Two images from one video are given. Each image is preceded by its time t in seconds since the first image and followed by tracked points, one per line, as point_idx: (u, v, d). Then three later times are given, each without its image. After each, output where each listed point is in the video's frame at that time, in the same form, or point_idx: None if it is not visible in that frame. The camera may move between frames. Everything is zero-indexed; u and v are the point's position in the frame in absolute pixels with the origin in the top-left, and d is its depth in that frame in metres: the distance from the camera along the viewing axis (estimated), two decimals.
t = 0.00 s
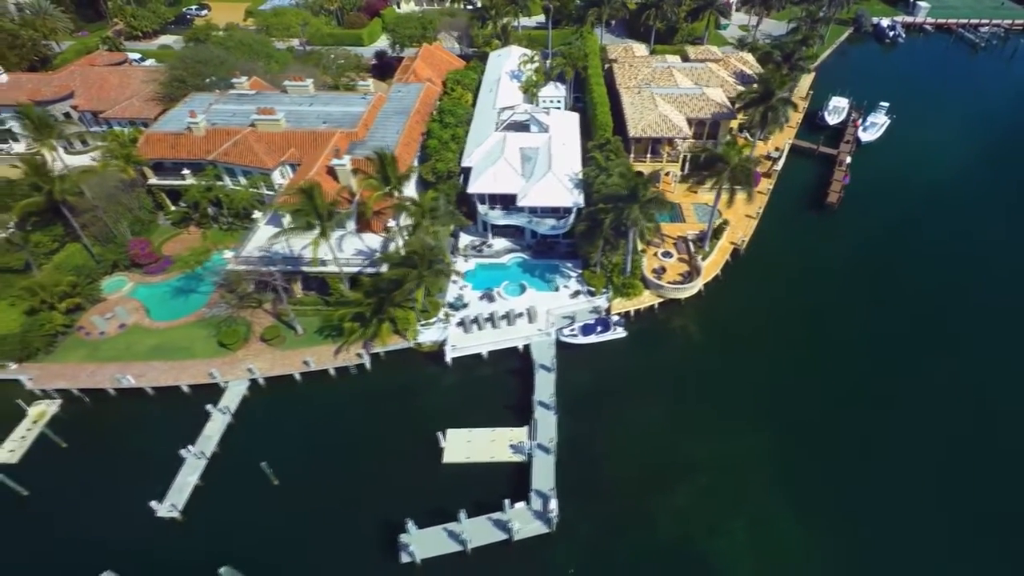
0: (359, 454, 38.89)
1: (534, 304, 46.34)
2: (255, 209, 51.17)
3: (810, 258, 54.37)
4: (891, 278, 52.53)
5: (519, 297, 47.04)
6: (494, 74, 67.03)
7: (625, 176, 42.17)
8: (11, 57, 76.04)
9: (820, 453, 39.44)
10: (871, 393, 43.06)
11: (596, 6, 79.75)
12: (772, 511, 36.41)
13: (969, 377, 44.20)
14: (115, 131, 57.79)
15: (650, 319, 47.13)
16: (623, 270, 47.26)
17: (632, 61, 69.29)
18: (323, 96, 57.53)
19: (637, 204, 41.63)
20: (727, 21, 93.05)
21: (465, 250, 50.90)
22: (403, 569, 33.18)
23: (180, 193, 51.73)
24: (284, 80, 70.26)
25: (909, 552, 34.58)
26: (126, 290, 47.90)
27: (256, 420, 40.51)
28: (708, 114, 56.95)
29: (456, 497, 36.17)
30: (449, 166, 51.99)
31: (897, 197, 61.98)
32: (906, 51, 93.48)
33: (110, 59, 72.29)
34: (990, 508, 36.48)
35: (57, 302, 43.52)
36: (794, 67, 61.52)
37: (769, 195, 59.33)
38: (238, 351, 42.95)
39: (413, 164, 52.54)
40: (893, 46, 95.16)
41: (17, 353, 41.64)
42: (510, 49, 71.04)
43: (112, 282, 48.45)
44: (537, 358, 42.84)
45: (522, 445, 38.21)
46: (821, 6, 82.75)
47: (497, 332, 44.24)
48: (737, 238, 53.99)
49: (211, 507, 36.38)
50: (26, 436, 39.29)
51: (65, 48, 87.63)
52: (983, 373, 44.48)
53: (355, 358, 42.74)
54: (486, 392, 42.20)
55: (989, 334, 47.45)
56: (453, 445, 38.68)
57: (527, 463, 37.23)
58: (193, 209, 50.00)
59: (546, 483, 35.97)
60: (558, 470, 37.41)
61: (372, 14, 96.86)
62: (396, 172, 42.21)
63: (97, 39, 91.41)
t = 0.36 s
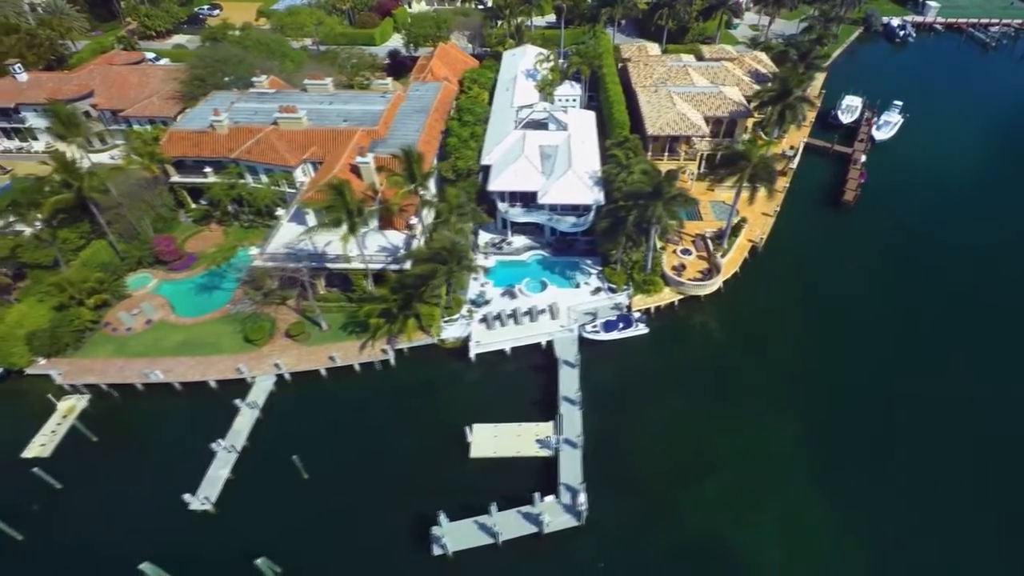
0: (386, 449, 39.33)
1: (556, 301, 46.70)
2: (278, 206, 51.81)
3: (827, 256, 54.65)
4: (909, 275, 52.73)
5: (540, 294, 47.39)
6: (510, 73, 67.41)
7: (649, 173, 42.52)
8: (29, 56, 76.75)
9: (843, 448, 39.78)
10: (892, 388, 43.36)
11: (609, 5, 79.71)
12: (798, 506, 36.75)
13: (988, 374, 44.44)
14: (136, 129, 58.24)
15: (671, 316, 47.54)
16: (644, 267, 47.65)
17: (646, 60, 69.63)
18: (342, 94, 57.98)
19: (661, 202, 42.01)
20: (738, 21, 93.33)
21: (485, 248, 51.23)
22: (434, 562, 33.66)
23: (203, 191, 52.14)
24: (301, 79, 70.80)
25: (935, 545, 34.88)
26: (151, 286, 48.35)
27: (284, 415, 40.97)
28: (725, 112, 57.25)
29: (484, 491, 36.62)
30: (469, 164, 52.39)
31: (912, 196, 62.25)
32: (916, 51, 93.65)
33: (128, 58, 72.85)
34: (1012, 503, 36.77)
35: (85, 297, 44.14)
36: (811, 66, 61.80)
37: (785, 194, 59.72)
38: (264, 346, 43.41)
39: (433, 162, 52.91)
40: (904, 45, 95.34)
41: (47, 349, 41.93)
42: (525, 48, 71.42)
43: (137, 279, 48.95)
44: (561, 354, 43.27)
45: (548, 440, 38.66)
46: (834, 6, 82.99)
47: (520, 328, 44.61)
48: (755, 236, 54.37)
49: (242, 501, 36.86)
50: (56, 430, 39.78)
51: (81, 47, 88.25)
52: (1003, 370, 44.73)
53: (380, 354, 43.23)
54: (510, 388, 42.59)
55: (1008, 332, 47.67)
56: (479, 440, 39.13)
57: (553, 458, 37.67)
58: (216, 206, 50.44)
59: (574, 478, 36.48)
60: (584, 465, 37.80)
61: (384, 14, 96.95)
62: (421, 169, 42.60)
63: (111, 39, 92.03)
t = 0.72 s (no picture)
0: (411, 444, 39.66)
1: (574, 298, 46.99)
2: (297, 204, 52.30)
3: (841, 252, 54.99)
4: (926, 271, 53.02)
5: (559, 291, 47.66)
6: (522, 72, 67.73)
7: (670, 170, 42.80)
8: (41, 56, 76.93)
9: (863, 441, 40.14)
10: (910, 382, 43.74)
11: (618, 5, 80.03)
12: (821, 497, 37.12)
13: (1005, 368, 44.81)
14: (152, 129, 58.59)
15: (689, 311, 47.93)
16: (662, 264, 48.03)
17: (658, 59, 70.01)
18: (358, 93, 58.27)
19: (680, 200, 42.39)
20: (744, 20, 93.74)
21: (503, 245, 51.58)
22: (463, 555, 34.05)
23: (224, 191, 52.42)
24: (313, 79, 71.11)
25: (958, 536, 35.23)
26: (172, 285, 48.64)
27: (309, 411, 41.29)
28: (739, 110, 57.58)
29: (509, 486, 36.99)
30: (485, 162, 52.73)
31: (923, 193, 62.63)
32: (922, 49, 94.15)
33: (140, 58, 73.08)
34: None
35: (108, 295, 44.47)
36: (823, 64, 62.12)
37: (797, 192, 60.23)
38: (286, 343, 43.75)
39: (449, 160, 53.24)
40: (909, 44, 95.85)
41: (71, 346, 42.17)
42: (536, 47, 71.83)
43: (157, 277, 49.22)
44: (581, 350, 43.62)
45: (571, 434, 39.00)
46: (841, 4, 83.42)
47: (539, 325, 44.92)
48: (770, 232, 54.75)
49: (270, 496, 37.21)
50: (82, 427, 40.14)
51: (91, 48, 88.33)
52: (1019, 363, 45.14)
53: (402, 351, 43.53)
54: (531, 384, 42.89)
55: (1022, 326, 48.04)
56: (503, 435, 39.46)
57: (577, 453, 38.04)
58: (236, 204, 50.73)
59: (599, 472, 36.85)
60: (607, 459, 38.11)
61: (392, 14, 97.13)
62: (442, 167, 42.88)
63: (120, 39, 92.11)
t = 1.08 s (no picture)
0: (433, 441, 39.91)
1: (589, 295, 47.27)
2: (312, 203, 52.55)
3: (851, 247, 55.59)
4: (934, 265, 53.70)
5: (574, 287, 47.93)
6: (530, 70, 68.04)
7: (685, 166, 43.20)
8: (45, 58, 76.46)
9: (881, 432, 40.69)
10: (924, 374, 44.33)
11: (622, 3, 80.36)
12: (841, 488, 37.60)
13: (1015, 359, 45.48)
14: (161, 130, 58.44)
15: (702, 307, 48.41)
16: (676, 260, 48.47)
17: (664, 57, 70.50)
18: (368, 93, 58.42)
19: (696, 195, 42.87)
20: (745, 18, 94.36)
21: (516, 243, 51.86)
22: (491, 549, 34.37)
23: (237, 191, 52.47)
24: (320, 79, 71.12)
25: (976, 525, 35.81)
26: (186, 285, 48.62)
27: (330, 409, 41.46)
28: (747, 107, 58.10)
29: (532, 481, 37.32)
30: (498, 161, 53.03)
31: (929, 188, 63.35)
32: (921, 46, 95.13)
33: (145, 59, 72.92)
34: None
35: (125, 296, 44.50)
36: (829, 60, 62.65)
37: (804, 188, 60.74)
38: (304, 342, 43.93)
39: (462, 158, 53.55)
40: (908, 41, 96.79)
41: (90, 347, 42.16)
42: (541, 46, 72.16)
43: (171, 277, 49.23)
44: (599, 346, 43.96)
45: (593, 429, 39.33)
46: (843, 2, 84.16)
47: (556, 321, 45.15)
48: (780, 228, 55.28)
49: (296, 493, 37.38)
50: (104, 427, 40.13)
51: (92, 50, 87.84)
52: None
53: (420, 348, 43.72)
54: (550, 380, 43.17)
55: None
56: (525, 431, 39.73)
57: (598, 447, 38.39)
58: (250, 204, 50.88)
59: (622, 466, 37.20)
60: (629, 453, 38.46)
61: (394, 14, 97.05)
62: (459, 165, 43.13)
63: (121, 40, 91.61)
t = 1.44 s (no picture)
0: (452, 438, 40.12)
1: (602, 291, 47.64)
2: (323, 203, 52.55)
3: (856, 241, 56.32)
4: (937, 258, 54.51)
5: (587, 284, 48.28)
6: (534, 69, 68.42)
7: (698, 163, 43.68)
8: (45, 60, 75.91)
9: (894, 421, 41.37)
10: (933, 365, 45.12)
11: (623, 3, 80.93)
12: (858, 477, 38.17)
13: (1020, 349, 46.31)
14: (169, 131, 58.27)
15: (713, 302, 48.91)
16: (687, 255, 48.92)
17: (667, 55, 71.09)
18: (376, 93, 58.54)
19: (708, 191, 43.32)
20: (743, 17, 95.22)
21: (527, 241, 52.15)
22: (515, 544, 34.65)
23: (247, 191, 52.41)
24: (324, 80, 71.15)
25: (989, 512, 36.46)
26: (198, 287, 48.53)
27: (348, 408, 41.57)
28: (752, 104, 58.72)
29: (553, 476, 37.63)
30: (507, 159, 53.32)
31: (929, 183, 64.26)
32: (916, 44, 96.36)
33: (148, 61, 72.66)
34: None
35: (139, 298, 44.40)
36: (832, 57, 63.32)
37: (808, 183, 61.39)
38: (320, 341, 44.02)
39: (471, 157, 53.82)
40: (903, 39, 97.98)
41: (105, 349, 42.06)
42: (545, 45, 72.54)
43: (183, 279, 49.12)
44: (614, 341, 44.35)
45: (612, 424, 39.66)
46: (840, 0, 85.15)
47: (570, 318, 45.46)
48: (787, 224, 55.91)
49: (319, 491, 37.49)
50: (122, 429, 40.04)
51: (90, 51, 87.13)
52: None
53: (437, 346, 43.90)
54: (566, 376, 43.49)
55: None
56: (544, 426, 40.00)
57: (617, 442, 38.74)
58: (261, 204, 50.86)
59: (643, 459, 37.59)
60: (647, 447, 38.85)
61: (394, 14, 96.94)
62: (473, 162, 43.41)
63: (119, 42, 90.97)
